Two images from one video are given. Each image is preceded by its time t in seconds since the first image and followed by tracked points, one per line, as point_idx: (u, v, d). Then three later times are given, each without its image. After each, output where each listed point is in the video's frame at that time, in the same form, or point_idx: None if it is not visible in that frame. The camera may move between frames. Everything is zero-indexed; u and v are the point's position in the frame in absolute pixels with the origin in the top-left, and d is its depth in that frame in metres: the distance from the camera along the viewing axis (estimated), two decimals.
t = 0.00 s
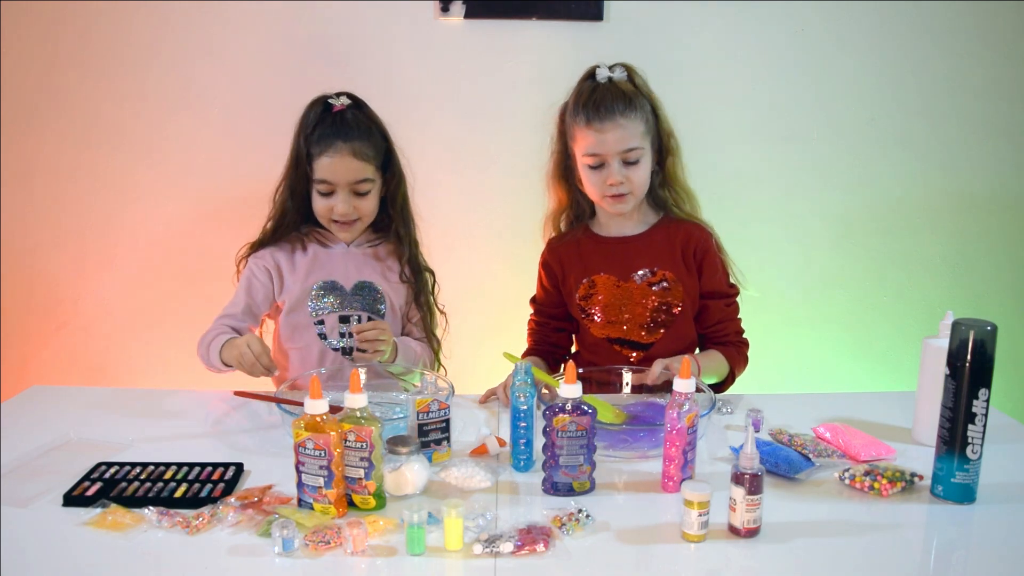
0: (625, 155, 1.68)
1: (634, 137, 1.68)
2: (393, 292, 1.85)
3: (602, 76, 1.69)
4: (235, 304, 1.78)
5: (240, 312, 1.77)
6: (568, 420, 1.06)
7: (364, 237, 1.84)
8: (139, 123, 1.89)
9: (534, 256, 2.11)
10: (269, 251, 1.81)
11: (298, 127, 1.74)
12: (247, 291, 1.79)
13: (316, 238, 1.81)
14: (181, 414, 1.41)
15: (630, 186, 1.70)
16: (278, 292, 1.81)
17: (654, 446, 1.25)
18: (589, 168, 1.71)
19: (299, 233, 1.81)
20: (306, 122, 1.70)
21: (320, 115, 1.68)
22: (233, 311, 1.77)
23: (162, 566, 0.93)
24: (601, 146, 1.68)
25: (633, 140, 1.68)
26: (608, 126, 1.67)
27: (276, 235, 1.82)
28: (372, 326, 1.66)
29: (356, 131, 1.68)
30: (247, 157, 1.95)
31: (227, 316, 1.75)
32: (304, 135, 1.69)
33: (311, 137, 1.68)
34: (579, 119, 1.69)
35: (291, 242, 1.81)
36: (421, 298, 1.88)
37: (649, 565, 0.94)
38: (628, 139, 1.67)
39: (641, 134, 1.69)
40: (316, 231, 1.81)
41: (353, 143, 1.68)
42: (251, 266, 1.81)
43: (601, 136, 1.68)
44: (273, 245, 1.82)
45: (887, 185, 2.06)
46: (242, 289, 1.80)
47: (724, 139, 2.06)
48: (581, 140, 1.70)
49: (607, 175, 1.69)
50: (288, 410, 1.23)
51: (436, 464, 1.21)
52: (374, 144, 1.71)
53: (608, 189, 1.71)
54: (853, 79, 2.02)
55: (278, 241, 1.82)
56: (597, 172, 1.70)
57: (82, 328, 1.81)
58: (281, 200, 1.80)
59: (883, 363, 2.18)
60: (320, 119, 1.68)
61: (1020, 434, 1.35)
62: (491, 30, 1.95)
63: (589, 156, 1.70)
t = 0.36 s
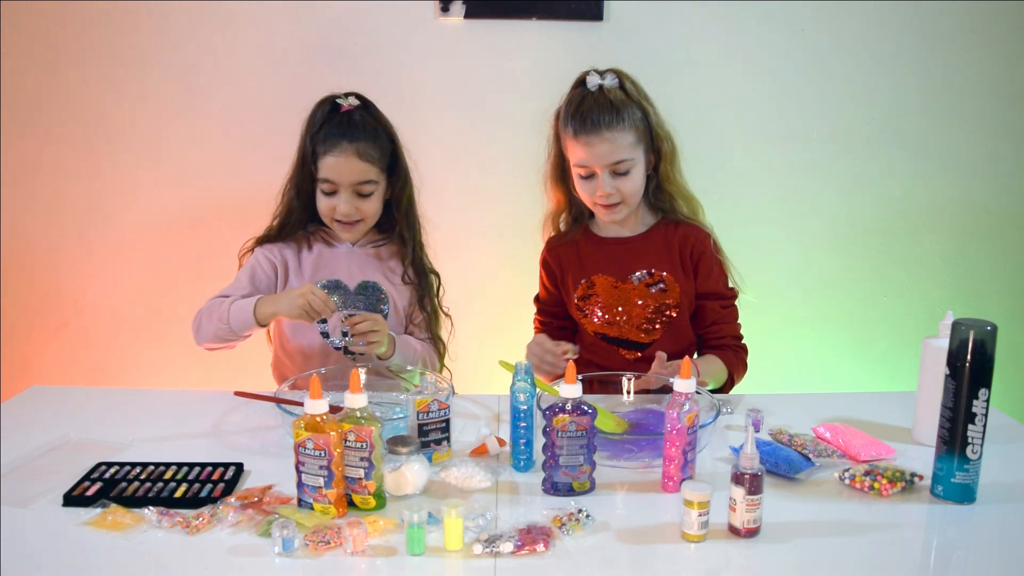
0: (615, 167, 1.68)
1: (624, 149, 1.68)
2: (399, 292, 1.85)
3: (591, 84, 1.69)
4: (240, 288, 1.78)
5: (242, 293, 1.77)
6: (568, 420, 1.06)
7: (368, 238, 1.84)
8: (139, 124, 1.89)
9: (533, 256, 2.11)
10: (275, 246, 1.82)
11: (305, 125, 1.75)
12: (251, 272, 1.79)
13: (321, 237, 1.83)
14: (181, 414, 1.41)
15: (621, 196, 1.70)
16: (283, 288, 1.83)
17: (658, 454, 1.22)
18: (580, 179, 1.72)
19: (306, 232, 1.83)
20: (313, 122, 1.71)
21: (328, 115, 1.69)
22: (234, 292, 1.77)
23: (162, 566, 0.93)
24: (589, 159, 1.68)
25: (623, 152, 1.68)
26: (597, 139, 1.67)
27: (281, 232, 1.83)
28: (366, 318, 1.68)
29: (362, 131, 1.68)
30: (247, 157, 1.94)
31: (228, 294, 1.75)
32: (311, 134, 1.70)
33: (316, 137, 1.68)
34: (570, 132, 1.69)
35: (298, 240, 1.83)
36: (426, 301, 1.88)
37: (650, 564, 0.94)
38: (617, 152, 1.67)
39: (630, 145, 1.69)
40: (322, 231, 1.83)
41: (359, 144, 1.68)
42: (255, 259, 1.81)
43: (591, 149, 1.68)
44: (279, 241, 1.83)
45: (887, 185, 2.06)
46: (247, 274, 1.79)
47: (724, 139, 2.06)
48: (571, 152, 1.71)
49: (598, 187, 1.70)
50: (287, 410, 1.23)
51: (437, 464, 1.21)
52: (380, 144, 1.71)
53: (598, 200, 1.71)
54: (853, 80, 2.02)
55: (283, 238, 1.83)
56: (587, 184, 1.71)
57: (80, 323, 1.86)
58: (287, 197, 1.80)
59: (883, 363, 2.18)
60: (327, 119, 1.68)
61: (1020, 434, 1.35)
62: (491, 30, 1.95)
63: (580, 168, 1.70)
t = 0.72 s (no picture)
0: (635, 140, 1.70)
1: (646, 124, 1.70)
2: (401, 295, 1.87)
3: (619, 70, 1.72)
4: (243, 286, 1.79)
5: (247, 293, 1.78)
6: (568, 420, 1.06)
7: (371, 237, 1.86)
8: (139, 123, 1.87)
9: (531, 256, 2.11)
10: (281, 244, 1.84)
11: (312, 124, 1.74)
12: (256, 273, 1.81)
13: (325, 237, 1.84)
14: (181, 414, 1.41)
15: (637, 173, 1.73)
16: (285, 287, 1.85)
17: (658, 455, 1.22)
18: (597, 150, 1.74)
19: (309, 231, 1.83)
20: (321, 121, 1.70)
21: (336, 115, 1.68)
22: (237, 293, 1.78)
23: (161, 566, 0.93)
24: (611, 128, 1.70)
25: (645, 128, 1.71)
26: (621, 107, 1.69)
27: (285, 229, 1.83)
28: (367, 318, 1.66)
29: (369, 132, 1.68)
30: (247, 157, 1.98)
31: (232, 294, 1.77)
32: (319, 133, 1.69)
33: (324, 137, 1.68)
34: (593, 105, 1.72)
35: (301, 240, 1.84)
36: (430, 305, 1.89)
37: (650, 564, 0.94)
38: (639, 125, 1.70)
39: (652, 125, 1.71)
40: (325, 231, 1.84)
41: (366, 145, 1.68)
42: (259, 257, 1.82)
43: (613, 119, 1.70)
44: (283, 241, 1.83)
45: (886, 185, 2.07)
46: (248, 273, 1.81)
47: (723, 139, 2.06)
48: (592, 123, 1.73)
49: (614, 157, 1.72)
50: (287, 410, 1.23)
51: (437, 464, 1.21)
52: (386, 146, 1.70)
53: (613, 171, 1.73)
54: (852, 80, 2.02)
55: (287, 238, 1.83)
56: (603, 153, 1.73)
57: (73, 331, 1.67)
58: (292, 196, 1.80)
59: (884, 364, 2.17)
60: (335, 118, 1.68)
61: (1020, 434, 1.35)
62: (491, 30, 1.95)
63: (600, 138, 1.72)
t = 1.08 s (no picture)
0: (650, 138, 1.71)
1: (661, 123, 1.71)
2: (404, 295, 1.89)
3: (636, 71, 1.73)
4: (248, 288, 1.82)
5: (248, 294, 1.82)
6: (568, 420, 1.06)
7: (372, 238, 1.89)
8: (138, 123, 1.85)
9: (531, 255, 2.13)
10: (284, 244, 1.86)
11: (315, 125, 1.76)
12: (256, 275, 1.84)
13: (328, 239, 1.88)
14: (181, 414, 1.41)
15: (650, 171, 1.74)
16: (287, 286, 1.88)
17: (659, 455, 1.22)
18: (610, 147, 1.75)
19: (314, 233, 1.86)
20: (323, 121, 1.72)
21: (337, 115, 1.70)
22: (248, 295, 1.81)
23: (161, 567, 0.93)
24: (625, 124, 1.71)
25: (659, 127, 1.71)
26: (636, 104, 1.70)
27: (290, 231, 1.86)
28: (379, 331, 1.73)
29: (373, 133, 1.71)
30: (247, 157, 1.98)
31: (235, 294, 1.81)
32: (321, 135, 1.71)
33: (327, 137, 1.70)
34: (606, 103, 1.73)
35: (303, 240, 1.86)
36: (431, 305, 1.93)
37: (650, 565, 0.94)
38: (654, 123, 1.70)
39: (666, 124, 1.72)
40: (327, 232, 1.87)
41: (371, 146, 1.71)
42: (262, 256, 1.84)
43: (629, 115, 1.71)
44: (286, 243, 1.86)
45: (886, 185, 2.07)
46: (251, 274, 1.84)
47: (723, 139, 2.06)
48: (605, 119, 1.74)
49: (628, 153, 1.73)
50: (287, 410, 1.24)
51: (436, 464, 1.21)
52: (391, 149, 1.74)
53: (625, 167, 1.75)
54: (852, 80, 2.02)
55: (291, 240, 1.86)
56: (618, 150, 1.74)
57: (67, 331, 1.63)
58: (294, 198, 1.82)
59: (884, 363, 2.17)
60: (337, 119, 1.70)
61: (1020, 434, 1.35)
62: (491, 30, 1.94)
63: (614, 135, 1.73)
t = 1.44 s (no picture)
0: (629, 175, 1.59)
1: (643, 161, 1.58)
2: (423, 300, 1.90)
3: (635, 87, 1.61)
4: (272, 308, 1.73)
5: (282, 316, 1.73)
6: (568, 420, 1.06)
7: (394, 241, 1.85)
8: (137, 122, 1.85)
9: (529, 254, 2.13)
10: (298, 255, 1.78)
11: (335, 131, 1.68)
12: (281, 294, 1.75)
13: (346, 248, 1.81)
14: (180, 414, 1.41)
15: (631, 208, 1.62)
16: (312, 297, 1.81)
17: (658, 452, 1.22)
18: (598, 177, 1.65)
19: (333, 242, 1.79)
20: (348, 128, 1.65)
21: (368, 121, 1.64)
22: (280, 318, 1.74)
23: (161, 567, 0.93)
24: (605, 161, 1.60)
25: (642, 163, 1.59)
26: (616, 143, 1.58)
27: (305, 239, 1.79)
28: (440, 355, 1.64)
29: (401, 141, 1.65)
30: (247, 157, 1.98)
31: (269, 318, 1.72)
32: (346, 141, 1.64)
33: (354, 146, 1.63)
34: (597, 131, 1.62)
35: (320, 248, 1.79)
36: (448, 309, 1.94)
37: (651, 565, 0.94)
38: (633, 162, 1.58)
39: (650, 158, 1.59)
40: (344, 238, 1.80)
41: (398, 154, 1.64)
42: (285, 269, 1.77)
43: (607, 152, 1.60)
44: (300, 254, 1.78)
45: (885, 186, 2.07)
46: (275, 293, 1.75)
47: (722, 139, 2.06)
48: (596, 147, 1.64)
49: (610, 190, 1.62)
50: (287, 410, 1.24)
51: (437, 464, 1.21)
52: (415, 155, 1.68)
53: (608, 203, 1.64)
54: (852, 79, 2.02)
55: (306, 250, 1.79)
56: (602, 184, 1.64)
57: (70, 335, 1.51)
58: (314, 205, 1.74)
59: (883, 363, 2.18)
60: (367, 125, 1.64)
61: (1020, 434, 1.36)
62: (491, 30, 1.95)
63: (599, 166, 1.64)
